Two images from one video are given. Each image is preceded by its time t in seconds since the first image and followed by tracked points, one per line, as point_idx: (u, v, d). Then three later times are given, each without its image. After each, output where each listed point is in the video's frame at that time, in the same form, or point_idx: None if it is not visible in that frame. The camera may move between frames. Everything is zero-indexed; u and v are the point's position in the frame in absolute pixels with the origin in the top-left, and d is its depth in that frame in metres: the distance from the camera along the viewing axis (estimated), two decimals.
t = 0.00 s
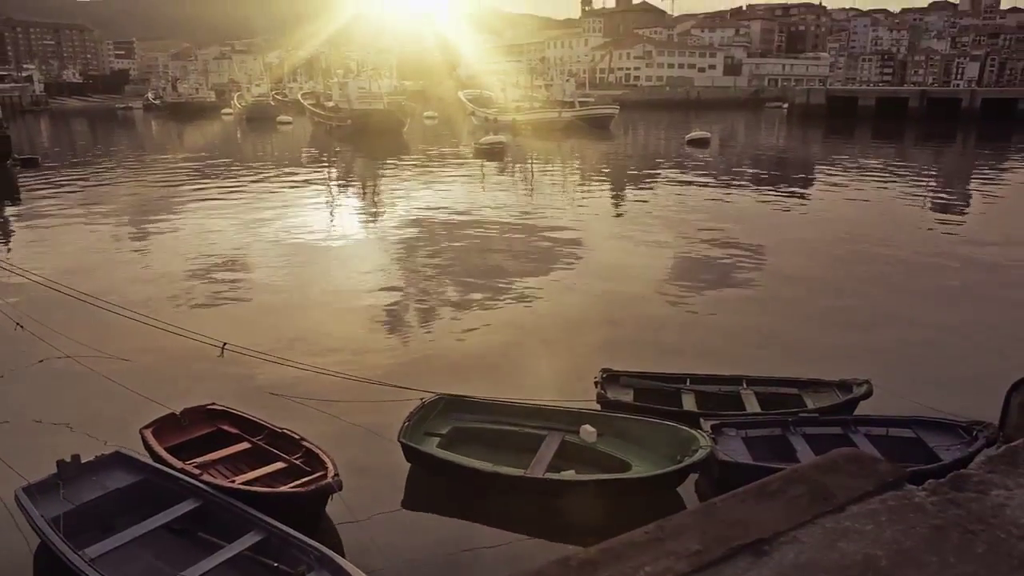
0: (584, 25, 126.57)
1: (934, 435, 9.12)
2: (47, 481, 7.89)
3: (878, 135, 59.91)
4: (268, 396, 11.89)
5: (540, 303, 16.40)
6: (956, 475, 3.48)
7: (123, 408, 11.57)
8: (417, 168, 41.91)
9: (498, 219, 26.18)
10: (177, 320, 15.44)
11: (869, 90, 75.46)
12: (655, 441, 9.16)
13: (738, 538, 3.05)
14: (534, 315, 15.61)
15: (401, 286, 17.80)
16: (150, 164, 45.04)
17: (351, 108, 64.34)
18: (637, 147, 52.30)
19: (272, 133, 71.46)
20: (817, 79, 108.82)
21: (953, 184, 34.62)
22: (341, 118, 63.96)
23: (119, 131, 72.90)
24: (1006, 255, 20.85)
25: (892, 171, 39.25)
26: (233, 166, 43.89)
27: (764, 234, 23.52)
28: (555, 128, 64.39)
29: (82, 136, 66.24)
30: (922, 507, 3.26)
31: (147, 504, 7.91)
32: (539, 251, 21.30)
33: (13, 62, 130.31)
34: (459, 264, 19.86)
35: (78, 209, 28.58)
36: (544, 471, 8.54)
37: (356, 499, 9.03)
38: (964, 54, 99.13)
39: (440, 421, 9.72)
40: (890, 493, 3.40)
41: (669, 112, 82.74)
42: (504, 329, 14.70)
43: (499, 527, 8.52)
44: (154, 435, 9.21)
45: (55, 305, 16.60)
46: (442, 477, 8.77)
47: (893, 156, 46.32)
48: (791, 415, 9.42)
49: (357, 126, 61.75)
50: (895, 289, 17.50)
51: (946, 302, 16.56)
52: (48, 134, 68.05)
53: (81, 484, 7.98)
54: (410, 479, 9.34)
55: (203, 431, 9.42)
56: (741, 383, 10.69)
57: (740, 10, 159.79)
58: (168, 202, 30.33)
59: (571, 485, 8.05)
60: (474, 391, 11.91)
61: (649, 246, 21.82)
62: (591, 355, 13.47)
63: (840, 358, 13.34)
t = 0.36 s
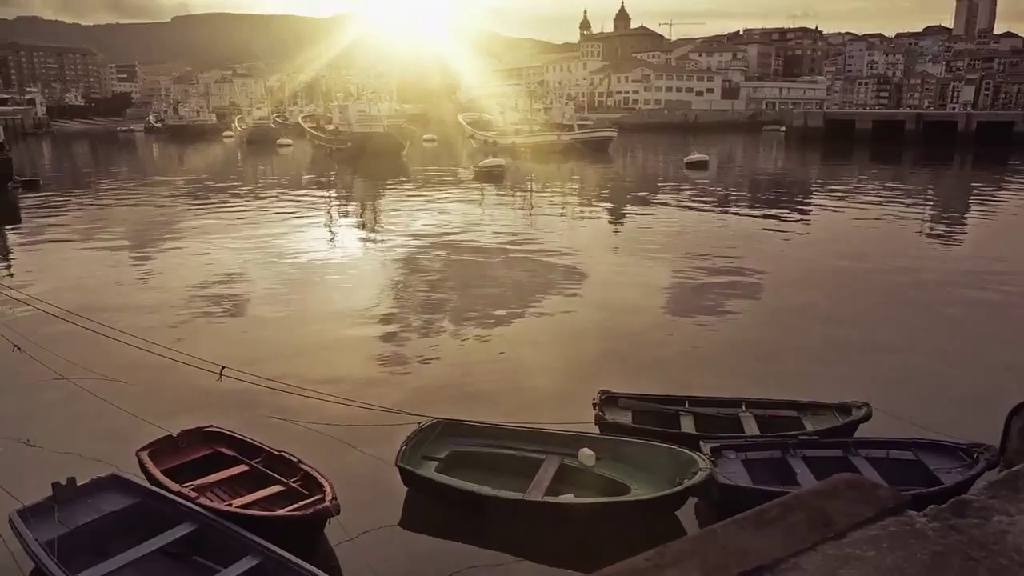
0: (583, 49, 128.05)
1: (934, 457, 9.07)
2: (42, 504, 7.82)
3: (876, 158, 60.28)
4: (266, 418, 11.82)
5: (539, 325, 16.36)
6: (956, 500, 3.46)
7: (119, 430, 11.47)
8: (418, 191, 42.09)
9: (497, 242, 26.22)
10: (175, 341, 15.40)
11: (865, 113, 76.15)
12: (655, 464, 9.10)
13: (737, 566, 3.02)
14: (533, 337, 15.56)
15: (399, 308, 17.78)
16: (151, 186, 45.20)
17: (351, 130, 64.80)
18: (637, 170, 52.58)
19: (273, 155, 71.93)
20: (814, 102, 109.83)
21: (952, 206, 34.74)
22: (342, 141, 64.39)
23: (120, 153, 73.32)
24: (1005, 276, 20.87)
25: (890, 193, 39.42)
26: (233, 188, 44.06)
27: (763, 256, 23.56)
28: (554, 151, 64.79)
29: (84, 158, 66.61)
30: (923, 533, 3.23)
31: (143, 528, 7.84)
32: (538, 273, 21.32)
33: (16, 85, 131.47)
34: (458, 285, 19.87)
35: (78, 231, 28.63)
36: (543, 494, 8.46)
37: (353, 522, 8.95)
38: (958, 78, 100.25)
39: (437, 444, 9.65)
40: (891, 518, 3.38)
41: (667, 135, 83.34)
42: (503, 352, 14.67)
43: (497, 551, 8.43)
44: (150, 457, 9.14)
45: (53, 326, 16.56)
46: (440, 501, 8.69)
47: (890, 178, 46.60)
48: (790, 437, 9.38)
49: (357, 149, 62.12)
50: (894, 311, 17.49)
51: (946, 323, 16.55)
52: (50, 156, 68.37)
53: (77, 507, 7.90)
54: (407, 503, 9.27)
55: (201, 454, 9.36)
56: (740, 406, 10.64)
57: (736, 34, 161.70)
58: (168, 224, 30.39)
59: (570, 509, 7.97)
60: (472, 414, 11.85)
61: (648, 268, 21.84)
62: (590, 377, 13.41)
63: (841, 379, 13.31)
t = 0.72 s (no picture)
0: (581, 73, 129.36)
1: (936, 479, 9.05)
2: (37, 526, 7.78)
3: (874, 180, 60.60)
4: (264, 440, 11.80)
5: (538, 347, 16.41)
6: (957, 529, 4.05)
7: (118, 452, 11.45)
8: (418, 213, 42.26)
9: (497, 264, 26.31)
10: (174, 363, 15.42)
11: (863, 135, 76.75)
12: (655, 486, 9.07)
13: None
14: (532, 359, 15.61)
15: (399, 330, 17.85)
16: (150, 208, 45.29)
17: (351, 152, 65.17)
18: (636, 192, 52.85)
19: (273, 178, 72.25)
20: (812, 125, 110.68)
21: (950, 228, 34.93)
22: (342, 163, 64.77)
23: (121, 175, 73.56)
24: (1002, 297, 20.99)
25: (889, 215, 39.61)
26: (233, 211, 44.20)
27: (762, 277, 23.67)
28: (554, 173, 65.18)
29: (83, 180, 66.76)
30: (925, 559, 3.82)
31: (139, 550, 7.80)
32: (538, 295, 21.41)
33: (19, 109, 132.53)
34: (458, 308, 19.89)
35: (78, 252, 28.68)
36: (542, 517, 8.42)
37: (352, 545, 8.91)
38: (955, 101, 101.28)
39: (436, 467, 9.62)
40: (893, 544, 4.01)
41: (665, 157, 83.82)
42: (505, 373, 14.69)
43: None
44: (147, 480, 9.11)
45: (53, 348, 16.59)
46: (439, 524, 8.65)
47: (888, 200, 46.89)
48: (790, 460, 9.35)
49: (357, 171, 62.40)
50: (892, 332, 17.58)
51: (947, 344, 16.58)
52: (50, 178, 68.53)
53: (73, 529, 7.87)
54: (405, 526, 9.24)
55: (198, 476, 9.33)
56: (740, 429, 10.62)
57: (733, 57, 163.54)
58: (168, 245, 30.44)
59: (570, 532, 7.93)
60: (471, 436, 11.82)
61: (647, 290, 21.95)
62: (589, 398, 13.45)
63: (844, 401, 13.29)
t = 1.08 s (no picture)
0: (581, 98, 130.57)
1: (938, 503, 9.01)
2: (33, 550, 7.74)
3: (873, 203, 61.03)
4: (263, 463, 11.78)
5: (538, 369, 16.46)
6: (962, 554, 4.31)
7: (116, 475, 11.42)
8: (418, 236, 42.49)
9: (497, 286, 26.44)
10: (173, 386, 15.40)
11: (860, 158, 77.33)
12: (654, 510, 9.04)
13: None
14: (532, 381, 15.65)
15: (400, 352, 17.91)
16: (152, 231, 45.44)
17: (351, 176, 65.65)
18: (636, 216, 53.16)
19: (274, 200, 72.54)
20: (809, 148, 111.53)
21: (948, 250, 35.14)
22: (343, 187, 65.07)
23: (122, 198, 73.88)
24: (1000, 320, 21.12)
25: (887, 238, 39.87)
26: (234, 234, 44.37)
27: (761, 299, 23.81)
28: (554, 196, 65.49)
29: (85, 203, 66.96)
30: None
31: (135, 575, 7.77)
32: (538, 317, 21.53)
33: (22, 132, 133.42)
34: (458, 331, 19.89)
35: (79, 275, 28.75)
36: (541, 543, 8.37)
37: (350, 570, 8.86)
38: (951, 124, 102.27)
39: (434, 491, 9.59)
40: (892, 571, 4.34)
41: (664, 181, 84.28)
42: (506, 396, 14.69)
43: None
44: (144, 504, 9.09)
45: (53, 371, 16.60)
46: (437, 550, 8.61)
47: (887, 223, 47.14)
48: (791, 483, 9.33)
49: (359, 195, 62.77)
50: (891, 354, 17.66)
51: (949, 367, 16.57)
52: (51, 201, 68.70)
53: (69, 554, 7.84)
54: (403, 550, 9.20)
55: (195, 500, 9.31)
56: (740, 452, 10.62)
57: (731, 82, 165.26)
58: (169, 268, 30.53)
59: (569, 558, 7.87)
60: (471, 460, 11.78)
61: (646, 312, 22.08)
62: (587, 420, 13.48)
63: (846, 424, 13.26)
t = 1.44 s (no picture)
0: (580, 121, 131.56)
1: (939, 526, 8.96)
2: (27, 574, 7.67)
3: (871, 225, 61.22)
4: (261, 486, 11.71)
5: (538, 390, 16.42)
6: None
7: (112, 498, 11.33)
8: (418, 258, 42.59)
9: (497, 308, 26.45)
10: (170, 409, 15.33)
11: (858, 180, 77.81)
12: (654, 533, 8.99)
13: None
14: (532, 402, 15.61)
15: (399, 373, 17.88)
16: (152, 253, 45.56)
17: (352, 199, 65.96)
18: (635, 238, 53.35)
19: (274, 223, 72.65)
20: (807, 171, 112.25)
21: (947, 272, 35.18)
22: (343, 209, 65.34)
23: (122, 220, 74.19)
24: (1000, 341, 21.11)
25: (886, 260, 39.95)
26: (234, 255, 44.48)
27: (761, 321, 23.82)
28: (553, 218, 65.72)
29: (85, 224, 67.20)
30: None
31: None
32: (538, 338, 21.53)
33: (25, 155, 134.24)
34: (458, 353, 19.80)
35: (78, 297, 28.77)
36: (540, 567, 8.30)
37: None
38: (948, 147, 103.01)
39: (432, 514, 9.53)
40: None
41: (664, 203, 84.63)
42: (506, 419, 14.60)
43: None
44: (140, 528, 9.03)
45: (51, 393, 16.56)
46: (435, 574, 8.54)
47: (885, 244, 47.31)
48: (792, 507, 9.29)
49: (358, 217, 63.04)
50: (892, 375, 17.65)
51: (950, 389, 16.51)
52: (53, 222, 68.96)
53: None
54: None
55: (191, 524, 9.24)
56: (741, 475, 10.55)
57: (729, 105, 166.77)
58: (168, 290, 30.56)
59: None
60: (470, 483, 11.69)
61: (646, 333, 22.06)
62: (587, 442, 13.43)
63: (848, 447, 13.17)
